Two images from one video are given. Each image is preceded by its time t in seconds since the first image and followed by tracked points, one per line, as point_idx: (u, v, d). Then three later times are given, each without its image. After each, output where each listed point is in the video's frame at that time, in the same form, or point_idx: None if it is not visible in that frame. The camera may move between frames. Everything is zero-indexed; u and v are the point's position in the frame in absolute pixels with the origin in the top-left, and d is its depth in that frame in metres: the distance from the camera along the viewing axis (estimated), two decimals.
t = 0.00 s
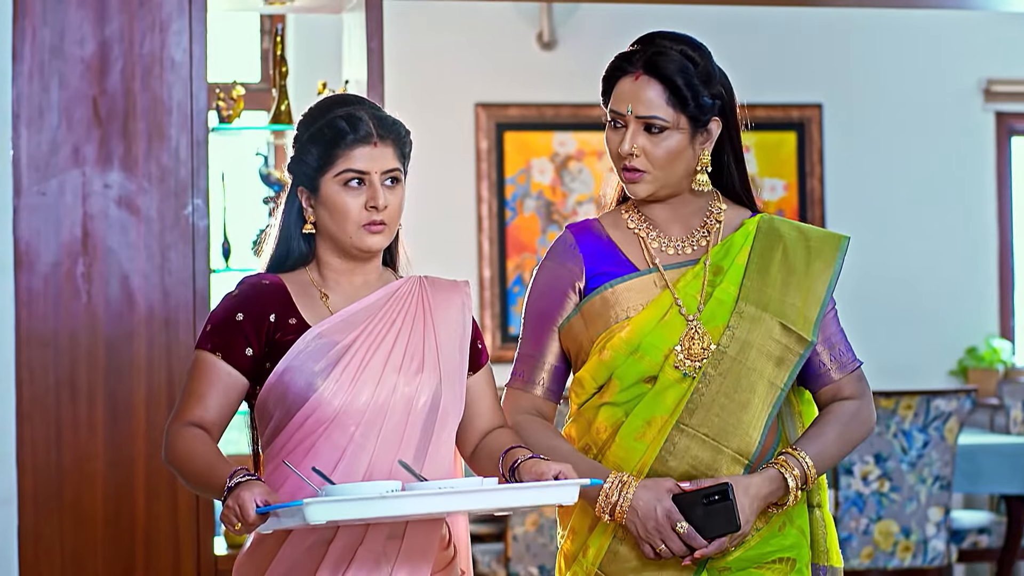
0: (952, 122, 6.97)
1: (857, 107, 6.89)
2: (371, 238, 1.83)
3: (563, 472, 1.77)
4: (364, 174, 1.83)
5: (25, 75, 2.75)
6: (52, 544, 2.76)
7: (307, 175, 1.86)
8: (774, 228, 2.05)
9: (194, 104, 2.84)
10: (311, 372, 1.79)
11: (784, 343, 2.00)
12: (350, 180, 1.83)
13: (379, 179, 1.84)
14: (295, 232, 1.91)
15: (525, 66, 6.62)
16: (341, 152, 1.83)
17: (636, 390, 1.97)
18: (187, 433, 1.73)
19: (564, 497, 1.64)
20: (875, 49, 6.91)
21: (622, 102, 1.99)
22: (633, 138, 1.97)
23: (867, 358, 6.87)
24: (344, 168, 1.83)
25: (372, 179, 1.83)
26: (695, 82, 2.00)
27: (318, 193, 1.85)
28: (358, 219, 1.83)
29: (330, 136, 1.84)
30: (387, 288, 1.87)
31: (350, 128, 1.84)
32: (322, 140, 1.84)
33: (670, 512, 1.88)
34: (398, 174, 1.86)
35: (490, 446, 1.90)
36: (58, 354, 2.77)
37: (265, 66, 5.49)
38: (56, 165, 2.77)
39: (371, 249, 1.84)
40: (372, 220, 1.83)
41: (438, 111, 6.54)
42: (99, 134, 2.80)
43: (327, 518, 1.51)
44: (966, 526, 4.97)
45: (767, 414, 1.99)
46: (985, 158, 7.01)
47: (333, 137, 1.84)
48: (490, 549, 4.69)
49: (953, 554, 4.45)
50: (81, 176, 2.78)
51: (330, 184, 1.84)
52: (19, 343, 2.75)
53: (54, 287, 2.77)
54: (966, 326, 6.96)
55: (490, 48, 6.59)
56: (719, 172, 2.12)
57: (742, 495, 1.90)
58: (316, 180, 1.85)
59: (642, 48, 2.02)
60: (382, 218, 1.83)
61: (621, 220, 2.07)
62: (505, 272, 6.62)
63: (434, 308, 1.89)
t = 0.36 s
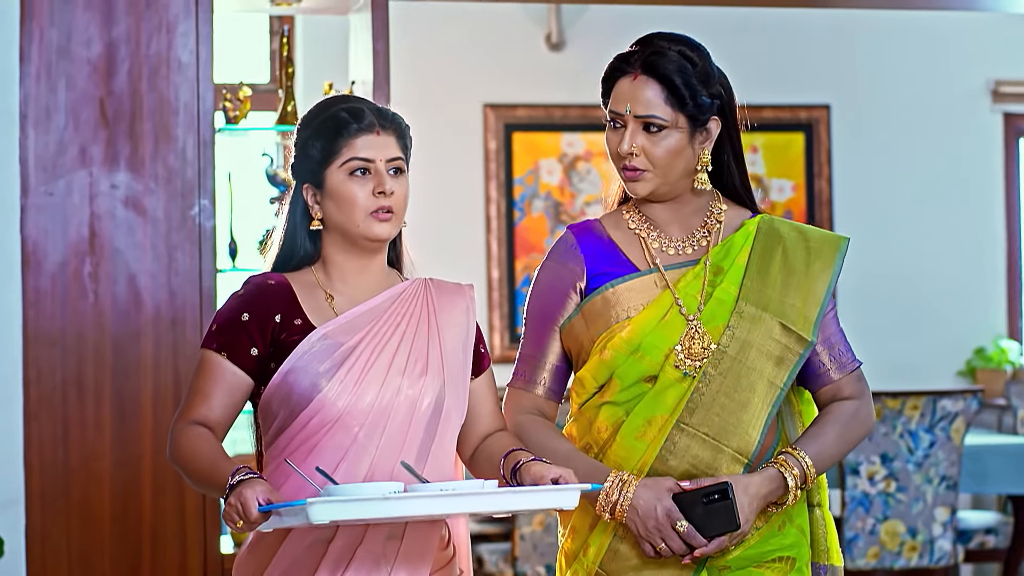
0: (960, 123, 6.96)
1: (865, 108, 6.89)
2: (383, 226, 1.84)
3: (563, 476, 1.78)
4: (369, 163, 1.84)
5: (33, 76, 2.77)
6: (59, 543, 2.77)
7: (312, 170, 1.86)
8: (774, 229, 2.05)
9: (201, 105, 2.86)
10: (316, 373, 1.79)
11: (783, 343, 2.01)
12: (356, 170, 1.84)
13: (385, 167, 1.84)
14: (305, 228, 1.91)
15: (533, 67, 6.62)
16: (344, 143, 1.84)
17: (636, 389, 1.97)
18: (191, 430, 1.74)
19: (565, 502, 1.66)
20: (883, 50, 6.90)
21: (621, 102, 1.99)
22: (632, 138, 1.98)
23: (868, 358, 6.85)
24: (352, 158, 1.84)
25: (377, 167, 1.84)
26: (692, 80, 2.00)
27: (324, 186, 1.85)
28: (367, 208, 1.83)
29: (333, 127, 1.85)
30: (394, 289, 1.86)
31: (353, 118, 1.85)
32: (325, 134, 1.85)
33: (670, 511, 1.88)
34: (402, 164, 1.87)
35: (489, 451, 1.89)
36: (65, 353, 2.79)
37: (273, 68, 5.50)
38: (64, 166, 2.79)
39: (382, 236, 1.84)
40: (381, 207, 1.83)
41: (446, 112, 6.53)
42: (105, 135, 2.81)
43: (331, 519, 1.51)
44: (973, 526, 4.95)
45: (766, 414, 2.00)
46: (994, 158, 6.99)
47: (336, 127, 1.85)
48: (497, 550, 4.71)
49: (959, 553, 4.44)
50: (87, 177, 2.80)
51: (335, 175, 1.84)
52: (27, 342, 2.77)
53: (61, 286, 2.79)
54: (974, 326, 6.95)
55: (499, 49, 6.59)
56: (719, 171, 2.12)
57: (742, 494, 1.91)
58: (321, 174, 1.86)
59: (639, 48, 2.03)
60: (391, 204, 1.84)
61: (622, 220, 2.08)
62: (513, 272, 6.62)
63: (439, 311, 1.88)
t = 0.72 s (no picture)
0: (982, 121, 6.93)
1: (887, 107, 6.86)
2: (404, 218, 1.83)
3: (578, 474, 1.76)
4: (392, 156, 1.84)
5: (53, 75, 2.85)
6: (79, 538, 2.84)
7: (332, 163, 1.84)
8: (782, 227, 2.06)
9: (220, 103, 2.92)
10: (325, 376, 1.78)
11: (792, 341, 2.01)
12: (380, 163, 1.83)
13: (406, 163, 1.85)
14: (318, 226, 1.88)
15: (555, 65, 6.62)
16: (365, 136, 1.83)
17: (646, 386, 1.97)
18: (203, 436, 1.73)
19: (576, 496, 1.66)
20: (905, 48, 6.86)
21: (630, 98, 1.99)
22: (640, 133, 1.98)
23: (887, 357, 6.82)
24: (373, 151, 1.83)
25: (400, 161, 1.84)
26: (700, 75, 2.00)
27: (345, 180, 1.83)
28: (390, 200, 1.82)
29: (352, 121, 1.84)
30: (398, 292, 1.86)
31: (372, 112, 1.85)
32: (343, 128, 1.84)
33: (680, 508, 1.88)
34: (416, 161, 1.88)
35: (493, 454, 1.90)
36: (85, 349, 2.86)
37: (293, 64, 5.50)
38: (84, 163, 2.86)
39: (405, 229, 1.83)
40: (406, 200, 1.83)
41: (467, 109, 6.51)
42: (125, 133, 2.88)
43: (348, 515, 1.51)
44: (992, 524, 4.85)
45: (776, 411, 2.00)
46: (1016, 157, 6.95)
47: (355, 121, 1.84)
48: (517, 546, 4.61)
49: (978, 551, 4.39)
50: (107, 175, 2.87)
51: (359, 167, 1.83)
52: (47, 338, 2.84)
53: (81, 282, 2.86)
54: (995, 324, 6.92)
55: (519, 48, 6.59)
56: (727, 170, 2.13)
57: (751, 490, 1.91)
58: (340, 166, 1.83)
59: (648, 45, 2.03)
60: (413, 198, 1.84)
61: (631, 217, 2.08)
62: (534, 270, 6.60)
63: (444, 313, 1.87)
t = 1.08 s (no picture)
0: (995, 121, 6.90)
1: (900, 107, 6.84)
2: (409, 218, 1.84)
3: (574, 474, 1.74)
4: (397, 158, 1.85)
5: (66, 75, 2.88)
6: (90, 537, 2.86)
7: (337, 164, 1.83)
8: (783, 226, 2.06)
9: (232, 103, 2.93)
10: (326, 377, 1.78)
11: (795, 340, 2.01)
12: (387, 165, 1.84)
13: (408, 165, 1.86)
14: (318, 227, 1.86)
15: (569, 65, 6.59)
16: (371, 138, 1.83)
17: (650, 385, 1.98)
18: (202, 437, 1.71)
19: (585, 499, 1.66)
20: (919, 48, 6.84)
21: (631, 99, 2.00)
22: (642, 133, 1.98)
23: (899, 357, 6.80)
24: (380, 153, 1.84)
25: (404, 164, 1.86)
26: (700, 74, 2.00)
27: (352, 180, 1.83)
28: (396, 199, 1.83)
29: (356, 121, 1.84)
30: (391, 292, 1.86)
31: (376, 114, 1.85)
32: (346, 129, 1.83)
33: (686, 507, 1.89)
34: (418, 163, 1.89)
35: (483, 450, 1.90)
36: (97, 348, 2.88)
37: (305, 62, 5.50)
38: (97, 163, 2.88)
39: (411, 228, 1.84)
40: (412, 200, 1.84)
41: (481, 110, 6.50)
42: (138, 133, 2.90)
43: (365, 519, 1.50)
44: (1005, 524, 4.71)
45: (780, 409, 2.01)
46: None
47: (360, 121, 1.84)
48: (529, 543, 4.59)
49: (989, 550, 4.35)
50: (119, 174, 2.89)
51: (366, 168, 1.83)
52: (59, 337, 2.87)
53: (93, 281, 2.88)
54: (1007, 324, 6.90)
55: (533, 48, 6.56)
56: (727, 168, 2.12)
57: (756, 489, 1.91)
58: (347, 166, 1.83)
59: (648, 47, 2.03)
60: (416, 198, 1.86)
61: (633, 216, 2.08)
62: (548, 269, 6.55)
63: (437, 314, 1.88)
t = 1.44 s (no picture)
0: (1003, 122, 6.89)
1: (907, 108, 6.83)
2: (399, 230, 1.85)
3: (571, 474, 1.76)
4: (388, 170, 1.84)
5: (72, 75, 2.89)
6: (97, 534, 2.89)
7: (329, 176, 1.84)
8: (777, 226, 2.08)
9: (237, 103, 2.95)
10: (324, 377, 1.79)
11: (790, 339, 2.03)
12: (377, 177, 1.84)
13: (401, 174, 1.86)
14: (310, 229, 1.88)
15: (578, 65, 6.58)
16: (360, 151, 1.84)
17: (647, 384, 1.99)
18: (202, 437, 1.73)
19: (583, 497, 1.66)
20: (927, 48, 6.84)
21: (627, 100, 2.01)
22: (639, 133, 1.99)
23: (904, 356, 6.80)
24: (371, 167, 1.84)
25: (395, 174, 1.85)
26: (696, 77, 2.01)
27: (342, 193, 1.83)
28: (387, 212, 1.83)
29: (348, 133, 1.84)
30: (385, 292, 1.87)
31: (368, 125, 1.85)
32: (339, 140, 1.84)
33: (682, 506, 1.90)
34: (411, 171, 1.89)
35: (477, 448, 1.91)
36: (104, 348, 2.90)
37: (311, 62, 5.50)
38: (103, 163, 2.90)
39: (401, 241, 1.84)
40: (403, 212, 1.84)
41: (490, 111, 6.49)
42: (144, 133, 2.92)
43: (373, 514, 1.52)
44: (1010, 523, 4.76)
45: (775, 408, 2.02)
46: None
47: (352, 134, 1.84)
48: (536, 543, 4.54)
49: (995, 550, 4.27)
50: (126, 174, 2.91)
51: (356, 182, 1.83)
52: (66, 336, 2.90)
53: (100, 280, 2.90)
54: (1014, 324, 6.88)
55: (542, 49, 6.55)
56: (721, 168, 2.13)
57: (752, 488, 1.93)
58: (337, 181, 1.84)
59: (644, 48, 2.05)
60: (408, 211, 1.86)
61: (629, 216, 2.09)
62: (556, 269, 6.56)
63: (432, 312, 1.89)
